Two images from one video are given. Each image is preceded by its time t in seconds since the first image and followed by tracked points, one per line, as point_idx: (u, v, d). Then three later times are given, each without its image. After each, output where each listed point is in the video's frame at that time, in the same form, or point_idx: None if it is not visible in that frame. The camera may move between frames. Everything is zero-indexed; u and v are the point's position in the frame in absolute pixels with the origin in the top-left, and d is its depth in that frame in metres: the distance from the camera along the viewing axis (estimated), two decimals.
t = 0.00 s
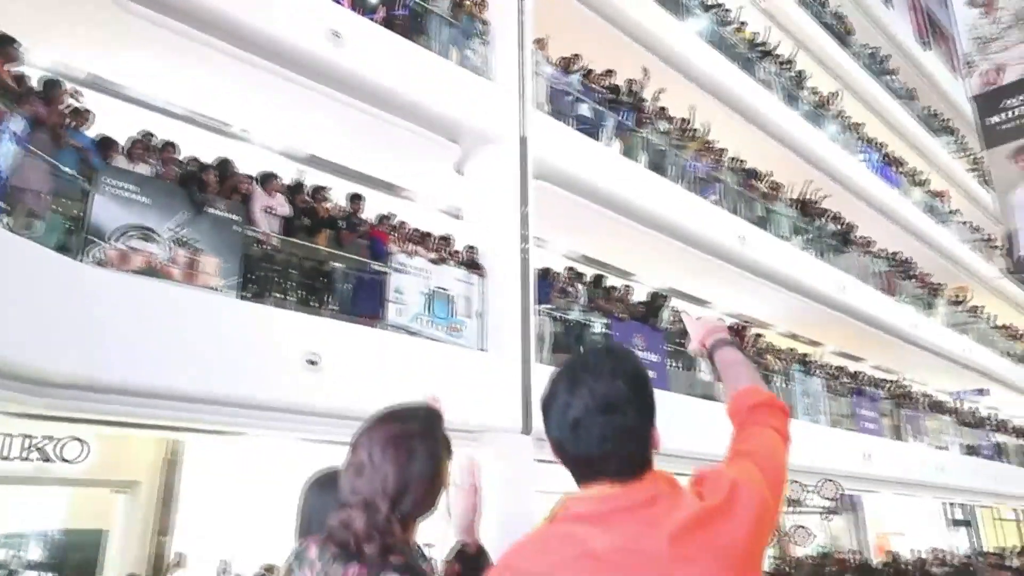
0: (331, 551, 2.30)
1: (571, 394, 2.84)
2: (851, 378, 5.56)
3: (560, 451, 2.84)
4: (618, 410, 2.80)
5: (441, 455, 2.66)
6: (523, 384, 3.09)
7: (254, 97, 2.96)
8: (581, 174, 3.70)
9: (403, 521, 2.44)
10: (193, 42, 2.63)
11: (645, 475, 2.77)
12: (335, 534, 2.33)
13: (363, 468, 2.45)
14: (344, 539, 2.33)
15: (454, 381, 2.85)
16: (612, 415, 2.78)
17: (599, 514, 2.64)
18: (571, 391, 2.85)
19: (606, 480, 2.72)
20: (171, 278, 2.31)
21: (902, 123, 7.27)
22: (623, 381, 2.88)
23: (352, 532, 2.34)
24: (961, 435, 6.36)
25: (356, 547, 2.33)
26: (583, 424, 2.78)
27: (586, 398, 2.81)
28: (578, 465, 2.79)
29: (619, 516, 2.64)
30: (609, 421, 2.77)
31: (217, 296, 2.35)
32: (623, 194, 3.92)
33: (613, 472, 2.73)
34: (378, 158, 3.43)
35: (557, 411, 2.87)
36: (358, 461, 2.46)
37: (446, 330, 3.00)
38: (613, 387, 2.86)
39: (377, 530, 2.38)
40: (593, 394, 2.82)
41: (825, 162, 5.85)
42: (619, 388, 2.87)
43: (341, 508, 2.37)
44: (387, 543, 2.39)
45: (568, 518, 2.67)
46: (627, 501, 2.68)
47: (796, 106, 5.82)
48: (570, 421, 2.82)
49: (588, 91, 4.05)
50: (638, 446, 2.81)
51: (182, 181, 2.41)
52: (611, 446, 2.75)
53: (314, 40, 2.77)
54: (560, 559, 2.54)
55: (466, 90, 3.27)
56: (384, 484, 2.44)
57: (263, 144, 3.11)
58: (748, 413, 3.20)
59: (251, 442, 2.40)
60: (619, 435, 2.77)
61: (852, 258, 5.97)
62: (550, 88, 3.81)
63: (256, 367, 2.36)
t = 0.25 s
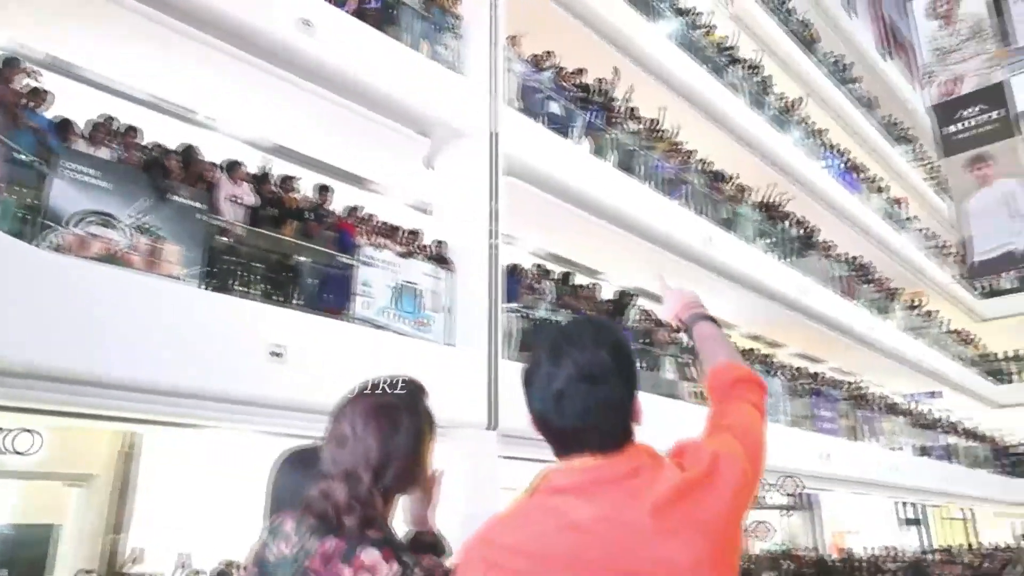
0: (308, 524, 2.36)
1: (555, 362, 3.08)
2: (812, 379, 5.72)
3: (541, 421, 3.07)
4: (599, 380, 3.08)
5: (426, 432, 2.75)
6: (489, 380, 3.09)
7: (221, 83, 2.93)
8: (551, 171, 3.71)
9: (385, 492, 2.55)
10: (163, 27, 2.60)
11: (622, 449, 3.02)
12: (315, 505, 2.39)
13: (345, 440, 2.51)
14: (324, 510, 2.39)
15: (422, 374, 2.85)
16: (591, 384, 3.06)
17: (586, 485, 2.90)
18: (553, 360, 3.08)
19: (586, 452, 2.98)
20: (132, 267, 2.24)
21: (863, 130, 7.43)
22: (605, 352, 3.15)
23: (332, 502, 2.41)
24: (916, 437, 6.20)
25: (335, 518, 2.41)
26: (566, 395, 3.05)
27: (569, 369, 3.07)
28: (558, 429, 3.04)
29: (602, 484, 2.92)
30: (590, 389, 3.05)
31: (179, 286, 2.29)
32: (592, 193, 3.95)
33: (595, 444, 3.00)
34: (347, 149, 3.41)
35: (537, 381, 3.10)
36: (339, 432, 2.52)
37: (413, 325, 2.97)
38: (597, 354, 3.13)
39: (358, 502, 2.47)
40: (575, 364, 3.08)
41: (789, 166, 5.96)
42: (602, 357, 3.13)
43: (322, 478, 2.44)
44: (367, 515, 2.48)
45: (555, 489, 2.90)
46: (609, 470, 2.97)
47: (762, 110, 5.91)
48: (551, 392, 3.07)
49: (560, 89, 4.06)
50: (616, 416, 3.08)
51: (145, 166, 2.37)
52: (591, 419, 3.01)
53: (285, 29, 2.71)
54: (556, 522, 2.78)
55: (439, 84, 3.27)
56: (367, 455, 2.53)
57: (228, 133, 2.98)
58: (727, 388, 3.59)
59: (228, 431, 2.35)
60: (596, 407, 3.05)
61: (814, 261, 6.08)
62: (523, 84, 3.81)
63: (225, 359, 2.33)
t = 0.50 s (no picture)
0: (273, 504, 2.39)
1: (525, 343, 3.06)
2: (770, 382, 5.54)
3: (512, 403, 3.07)
4: (570, 362, 3.02)
5: (397, 417, 2.79)
6: (450, 378, 3.07)
7: (181, 71, 2.87)
8: (516, 171, 3.72)
9: (353, 474, 2.60)
10: (122, 11, 2.55)
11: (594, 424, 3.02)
12: (282, 485, 2.43)
13: (314, 420, 2.55)
14: (290, 491, 2.43)
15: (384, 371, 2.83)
16: (564, 367, 3.01)
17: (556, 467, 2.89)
18: (525, 343, 3.07)
19: (561, 430, 2.98)
20: (82, 255, 2.18)
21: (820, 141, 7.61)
22: (579, 333, 3.09)
23: (300, 482, 2.46)
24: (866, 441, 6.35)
25: (302, 499, 2.45)
26: (537, 376, 3.02)
27: (541, 348, 3.03)
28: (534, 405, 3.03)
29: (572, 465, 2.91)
30: (560, 370, 3.00)
31: (131, 276, 2.24)
32: (556, 194, 3.96)
33: (566, 425, 2.99)
34: (310, 143, 3.37)
35: (511, 361, 3.09)
36: (309, 412, 2.56)
37: (373, 321, 2.94)
38: (571, 336, 3.07)
39: (325, 483, 2.52)
40: (546, 345, 3.03)
41: (748, 173, 6.06)
42: (575, 341, 3.06)
43: (290, 458, 2.48)
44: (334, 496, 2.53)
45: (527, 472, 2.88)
46: (581, 452, 2.95)
47: (723, 118, 6.00)
48: (523, 372, 3.06)
49: (526, 90, 4.07)
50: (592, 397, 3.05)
51: (98, 152, 2.30)
52: (565, 402, 2.99)
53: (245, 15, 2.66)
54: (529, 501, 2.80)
55: (405, 80, 3.25)
56: (338, 435, 2.60)
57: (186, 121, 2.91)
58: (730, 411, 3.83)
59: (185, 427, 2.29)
60: (569, 388, 3.02)
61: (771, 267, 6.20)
62: (489, 83, 3.81)
63: (183, 351, 2.29)
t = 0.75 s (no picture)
0: (239, 501, 2.36)
1: (493, 340, 3.19)
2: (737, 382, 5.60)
3: (480, 400, 3.13)
4: (539, 357, 3.21)
5: (369, 415, 2.75)
6: (420, 377, 3.04)
7: (148, 62, 2.83)
8: (489, 170, 3.72)
9: (324, 470, 2.58)
10: None
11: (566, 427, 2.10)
12: (249, 482, 2.40)
13: (285, 416, 2.53)
14: (258, 487, 2.42)
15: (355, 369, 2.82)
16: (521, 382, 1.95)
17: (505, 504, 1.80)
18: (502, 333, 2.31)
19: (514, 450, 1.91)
20: (44, 248, 2.12)
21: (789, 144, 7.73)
22: (548, 331, 3.29)
23: (267, 477, 2.45)
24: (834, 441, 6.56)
25: (270, 494, 2.44)
26: (505, 367, 3.15)
27: (507, 345, 3.19)
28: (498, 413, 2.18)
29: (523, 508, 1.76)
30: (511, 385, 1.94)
31: (94, 270, 2.19)
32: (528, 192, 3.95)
33: (532, 420, 3.17)
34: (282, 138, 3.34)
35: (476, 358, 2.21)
36: (281, 407, 2.53)
37: (344, 318, 2.91)
38: (538, 332, 3.27)
39: (294, 479, 2.50)
40: (513, 341, 3.20)
41: (719, 176, 6.12)
42: (540, 337, 3.27)
43: (258, 453, 2.46)
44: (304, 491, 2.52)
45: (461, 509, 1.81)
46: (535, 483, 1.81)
47: (695, 120, 6.05)
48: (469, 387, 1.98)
49: (499, 88, 4.07)
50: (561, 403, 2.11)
51: (62, 146, 2.23)
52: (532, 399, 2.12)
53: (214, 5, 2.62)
54: None
55: (378, 77, 3.26)
56: (307, 431, 2.56)
57: (155, 115, 2.87)
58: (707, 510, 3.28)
59: (151, 424, 2.25)
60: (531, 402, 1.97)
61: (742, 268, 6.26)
62: (463, 81, 3.79)
63: (151, 346, 2.25)
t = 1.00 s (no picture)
0: (187, 507, 2.14)
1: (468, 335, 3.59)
2: (704, 386, 5.88)
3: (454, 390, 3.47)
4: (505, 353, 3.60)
5: (319, 418, 2.56)
6: (390, 377, 3.07)
7: (116, 57, 2.76)
8: (461, 170, 3.70)
9: (273, 474, 2.35)
10: None
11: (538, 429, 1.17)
12: (200, 486, 2.18)
13: (234, 420, 2.32)
14: (210, 492, 2.19)
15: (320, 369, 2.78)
16: (509, 371, 1.18)
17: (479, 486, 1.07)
18: (461, 338, 1.23)
19: (490, 440, 1.13)
20: (5, 246, 2.02)
21: (760, 149, 7.82)
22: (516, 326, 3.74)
23: (215, 483, 2.20)
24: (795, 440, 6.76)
25: (219, 500, 2.19)
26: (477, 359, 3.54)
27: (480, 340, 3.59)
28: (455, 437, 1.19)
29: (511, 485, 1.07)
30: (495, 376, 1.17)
31: (57, 270, 2.10)
32: (502, 194, 3.96)
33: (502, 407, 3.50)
34: (253, 135, 3.31)
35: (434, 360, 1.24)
36: (229, 412, 2.33)
37: (314, 319, 2.88)
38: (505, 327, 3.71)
39: (246, 483, 2.26)
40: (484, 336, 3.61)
41: (690, 180, 6.19)
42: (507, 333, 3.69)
43: (206, 458, 2.23)
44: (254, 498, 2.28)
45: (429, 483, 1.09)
46: (521, 459, 1.09)
47: (668, 124, 6.08)
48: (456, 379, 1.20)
49: (473, 89, 4.04)
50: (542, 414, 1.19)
51: (24, 141, 2.12)
52: (502, 414, 1.15)
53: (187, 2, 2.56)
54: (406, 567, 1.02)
55: (350, 74, 3.20)
56: (256, 435, 2.33)
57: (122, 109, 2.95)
58: None
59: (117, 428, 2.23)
60: (518, 397, 1.17)
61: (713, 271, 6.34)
62: (437, 82, 3.77)
63: (117, 348, 2.21)
